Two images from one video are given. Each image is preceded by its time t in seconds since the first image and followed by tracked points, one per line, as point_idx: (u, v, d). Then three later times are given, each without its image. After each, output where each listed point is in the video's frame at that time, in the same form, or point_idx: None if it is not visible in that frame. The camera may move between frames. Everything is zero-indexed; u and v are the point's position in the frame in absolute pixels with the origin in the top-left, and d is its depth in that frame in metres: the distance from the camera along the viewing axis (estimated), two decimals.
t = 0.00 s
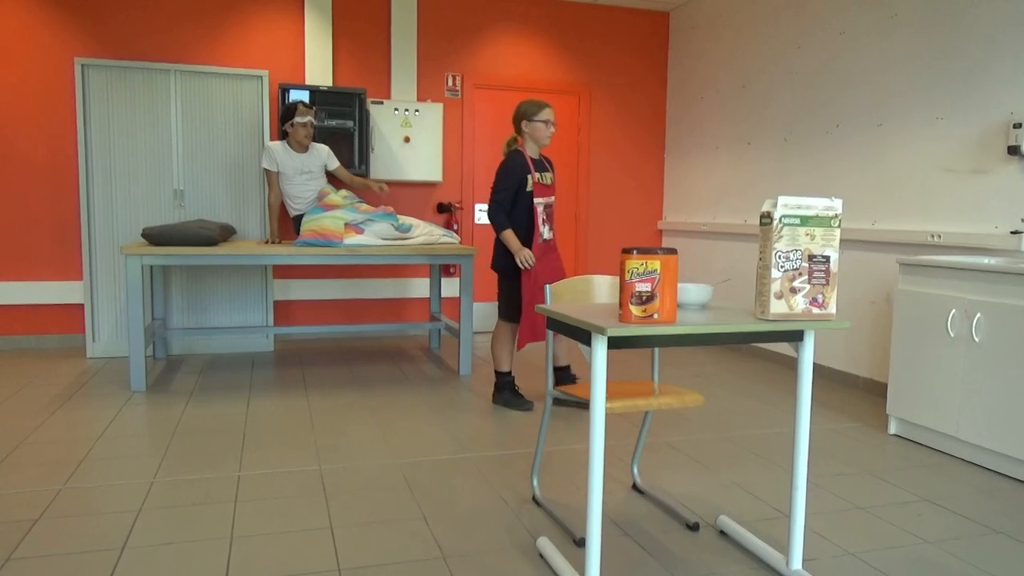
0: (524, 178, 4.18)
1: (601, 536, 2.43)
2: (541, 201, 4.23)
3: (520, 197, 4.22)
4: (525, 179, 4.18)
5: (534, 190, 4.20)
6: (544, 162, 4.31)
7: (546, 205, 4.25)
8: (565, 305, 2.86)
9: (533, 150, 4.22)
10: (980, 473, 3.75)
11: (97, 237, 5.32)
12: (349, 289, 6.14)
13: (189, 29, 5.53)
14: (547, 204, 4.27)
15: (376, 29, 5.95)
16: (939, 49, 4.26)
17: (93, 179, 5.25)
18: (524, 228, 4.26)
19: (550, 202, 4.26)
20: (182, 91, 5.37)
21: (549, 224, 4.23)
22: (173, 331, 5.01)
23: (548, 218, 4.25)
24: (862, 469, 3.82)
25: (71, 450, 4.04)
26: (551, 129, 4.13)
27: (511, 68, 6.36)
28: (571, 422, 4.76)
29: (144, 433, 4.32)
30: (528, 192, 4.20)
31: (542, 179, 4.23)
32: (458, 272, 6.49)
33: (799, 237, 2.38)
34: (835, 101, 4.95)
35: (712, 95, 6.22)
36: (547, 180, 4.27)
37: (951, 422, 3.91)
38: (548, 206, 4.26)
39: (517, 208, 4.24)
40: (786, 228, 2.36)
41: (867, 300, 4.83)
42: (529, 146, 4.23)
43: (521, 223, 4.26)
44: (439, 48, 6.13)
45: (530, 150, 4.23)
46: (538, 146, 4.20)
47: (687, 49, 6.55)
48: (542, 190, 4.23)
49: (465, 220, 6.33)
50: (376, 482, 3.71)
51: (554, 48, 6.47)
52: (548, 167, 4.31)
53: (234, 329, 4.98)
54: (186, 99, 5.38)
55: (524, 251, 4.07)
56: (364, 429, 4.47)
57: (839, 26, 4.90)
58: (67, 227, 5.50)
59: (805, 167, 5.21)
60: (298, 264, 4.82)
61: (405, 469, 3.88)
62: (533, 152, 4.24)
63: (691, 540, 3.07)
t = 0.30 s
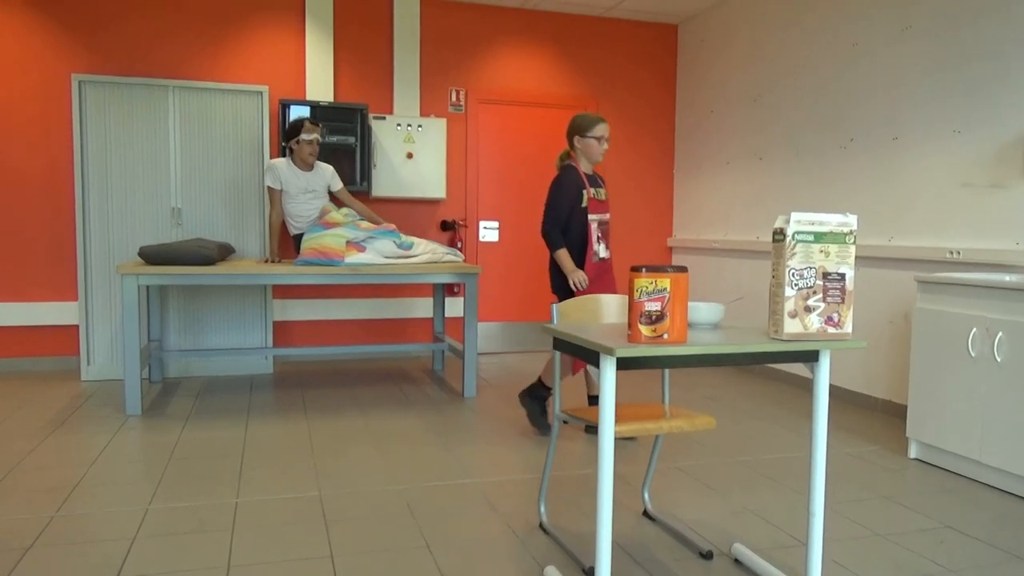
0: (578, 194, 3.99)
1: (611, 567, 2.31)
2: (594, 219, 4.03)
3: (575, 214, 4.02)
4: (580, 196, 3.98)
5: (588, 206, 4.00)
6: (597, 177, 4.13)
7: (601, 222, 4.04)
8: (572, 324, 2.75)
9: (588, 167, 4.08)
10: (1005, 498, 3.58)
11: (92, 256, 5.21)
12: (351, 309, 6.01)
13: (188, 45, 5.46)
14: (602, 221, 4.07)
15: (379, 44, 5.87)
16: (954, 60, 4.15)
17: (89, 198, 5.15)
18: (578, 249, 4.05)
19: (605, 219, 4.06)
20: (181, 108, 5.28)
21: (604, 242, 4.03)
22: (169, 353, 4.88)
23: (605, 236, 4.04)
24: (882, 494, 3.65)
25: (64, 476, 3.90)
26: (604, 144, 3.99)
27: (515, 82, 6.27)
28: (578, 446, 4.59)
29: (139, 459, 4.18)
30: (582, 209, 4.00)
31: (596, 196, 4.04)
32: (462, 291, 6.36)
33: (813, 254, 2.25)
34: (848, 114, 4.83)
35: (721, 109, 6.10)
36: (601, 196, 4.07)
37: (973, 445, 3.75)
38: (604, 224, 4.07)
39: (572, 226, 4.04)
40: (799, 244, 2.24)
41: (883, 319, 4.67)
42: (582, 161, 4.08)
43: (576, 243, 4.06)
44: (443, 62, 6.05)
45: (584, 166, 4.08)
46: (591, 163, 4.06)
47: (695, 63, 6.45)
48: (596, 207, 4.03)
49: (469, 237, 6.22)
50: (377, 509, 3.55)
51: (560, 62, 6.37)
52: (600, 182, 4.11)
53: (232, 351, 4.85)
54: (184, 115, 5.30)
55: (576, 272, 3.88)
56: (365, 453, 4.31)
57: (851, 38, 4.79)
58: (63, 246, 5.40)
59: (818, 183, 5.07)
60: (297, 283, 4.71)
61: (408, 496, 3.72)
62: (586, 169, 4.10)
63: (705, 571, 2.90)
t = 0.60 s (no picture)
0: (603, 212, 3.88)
1: None
2: (621, 239, 3.85)
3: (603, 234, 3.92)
4: (604, 215, 3.88)
5: (615, 226, 3.85)
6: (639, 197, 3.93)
7: (630, 242, 3.86)
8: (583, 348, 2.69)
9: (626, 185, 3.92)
10: None
11: (95, 279, 5.13)
12: (358, 333, 5.90)
13: (194, 67, 5.43)
14: (634, 242, 3.87)
15: (386, 65, 5.82)
16: (975, 76, 4.05)
17: (92, 220, 5.08)
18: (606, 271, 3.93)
19: (636, 240, 3.86)
20: (185, 129, 5.23)
21: (631, 264, 3.85)
22: (172, 379, 4.78)
23: (635, 257, 3.87)
24: (907, 524, 3.49)
25: (63, 505, 3.79)
26: (626, 163, 3.77)
27: (525, 101, 6.19)
28: (590, 474, 4.45)
29: (140, 487, 4.06)
30: (608, 229, 3.87)
31: (627, 215, 3.87)
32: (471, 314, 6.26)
33: (831, 275, 2.18)
34: (865, 132, 4.72)
35: (734, 128, 5.98)
36: (637, 216, 3.89)
37: (1001, 473, 3.59)
38: (638, 245, 3.88)
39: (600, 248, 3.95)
40: (817, 266, 2.18)
41: (906, 342, 4.52)
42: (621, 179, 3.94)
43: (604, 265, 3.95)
44: (451, 82, 5.99)
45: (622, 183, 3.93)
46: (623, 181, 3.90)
47: (707, 81, 6.35)
48: (624, 227, 3.85)
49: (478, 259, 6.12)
50: (383, 540, 3.41)
51: (570, 81, 6.29)
52: (641, 202, 3.93)
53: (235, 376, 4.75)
54: (189, 136, 5.24)
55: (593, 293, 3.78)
56: (371, 482, 4.18)
57: (868, 55, 4.69)
58: (66, 269, 5.33)
59: (836, 202, 4.94)
60: (302, 306, 4.61)
61: (415, 526, 3.58)
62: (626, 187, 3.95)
63: None
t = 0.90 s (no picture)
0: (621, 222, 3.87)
1: None
2: (629, 246, 3.77)
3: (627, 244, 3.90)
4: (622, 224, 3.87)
5: (624, 233, 3.80)
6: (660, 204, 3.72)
7: (636, 250, 3.73)
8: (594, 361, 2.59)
9: (657, 189, 3.75)
10: None
11: (94, 290, 5.01)
12: (364, 345, 5.76)
13: (197, 74, 5.34)
14: (640, 250, 3.72)
15: (394, 72, 5.72)
16: (1003, 78, 3.90)
17: (92, 230, 4.96)
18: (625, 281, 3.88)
19: (641, 248, 3.71)
20: (188, 137, 5.12)
21: (636, 272, 3.72)
22: (173, 393, 4.65)
23: (642, 266, 3.72)
24: (937, 546, 3.32)
25: (60, 522, 3.66)
26: (635, 167, 3.70)
27: (535, 107, 6.06)
28: (604, 491, 4.29)
29: (139, 505, 3.92)
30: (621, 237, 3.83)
31: (638, 223, 3.75)
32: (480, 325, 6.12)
33: (854, 285, 2.11)
34: (888, 137, 4.57)
35: (753, 133, 5.81)
36: (650, 223, 3.71)
37: None
38: (648, 254, 3.71)
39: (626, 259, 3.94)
40: (839, 275, 2.10)
41: (933, 355, 4.35)
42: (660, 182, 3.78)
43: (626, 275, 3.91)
44: (460, 87, 5.87)
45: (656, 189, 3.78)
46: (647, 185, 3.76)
47: (723, 87, 6.20)
48: (632, 234, 3.76)
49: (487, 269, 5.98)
50: (389, 561, 3.26)
51: (582, 87, 6.16)
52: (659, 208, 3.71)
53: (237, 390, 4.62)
54: (191, 145, 5.14)
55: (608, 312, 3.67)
56: (377, 499, 4.03)
57: (890, 58, 4.55)
58: (66, 280, 5.23)
59: (858, 209, 4.78)
60: (306, 318, 4.49)
61: (422, 546, 3.43)
62: (660, 192, 3.77)
63: None
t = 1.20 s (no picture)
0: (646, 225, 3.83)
1: None
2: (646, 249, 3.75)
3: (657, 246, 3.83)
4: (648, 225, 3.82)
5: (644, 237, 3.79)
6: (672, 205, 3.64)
7: (648, 253, 3.70)
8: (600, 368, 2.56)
9: (677, 188, 3.65)
10: None
11: (88, 294, 4.90)
12: (364, 350, 5.66)
13: (195, 74, 5.25)
14: (650, 253, 3.69)
15: (396, 72, 5.62)
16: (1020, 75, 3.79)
17: (86, 233, 4.87)
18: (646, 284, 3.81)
19: (652, 251, 3.68)
20: (184, 137, 5.03)
21: (645, 276, 3.69)
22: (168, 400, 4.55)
23: (652, 268, 3.68)
24: (956, 558, 3.21)
25: (52, 532, 3.55)
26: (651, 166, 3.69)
27: (539, 107, 5.95)
28: (611, 501, 4.17)
29: (133, 514, 3.81)
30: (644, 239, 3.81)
31: (655, 225, 3.72)
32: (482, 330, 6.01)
33: (868, 289, 2.04)
34: (902, 136, 4.46)
35: (763, 132, 5.69)
36: (660, 226, 3.67)
37: None
38: (655, 256, 3.67)
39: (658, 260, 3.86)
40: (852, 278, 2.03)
41: (949, 360, 4.23)
42: (683, 182, 3.67)
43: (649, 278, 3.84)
44: (463, 86, 5.77)
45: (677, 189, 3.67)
46: (667, 185, 3.69)
47: (731, 86, 6.09)
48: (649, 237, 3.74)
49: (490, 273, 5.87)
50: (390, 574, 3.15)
51: (587, 86, 6.05)
52: (670, 209, 3.64)
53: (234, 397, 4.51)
54: (188, 145, 5.04)
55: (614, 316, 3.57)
56: (378, 509, 3.92)
57: (905, 55, 4.44)
58: (60, 284, 5.13)
59: (870, 212, 4.67)
60: (305, 323, 4.39)
61: (424, 556, 3.32)
62: (680, 192, 3.65)
63: None
